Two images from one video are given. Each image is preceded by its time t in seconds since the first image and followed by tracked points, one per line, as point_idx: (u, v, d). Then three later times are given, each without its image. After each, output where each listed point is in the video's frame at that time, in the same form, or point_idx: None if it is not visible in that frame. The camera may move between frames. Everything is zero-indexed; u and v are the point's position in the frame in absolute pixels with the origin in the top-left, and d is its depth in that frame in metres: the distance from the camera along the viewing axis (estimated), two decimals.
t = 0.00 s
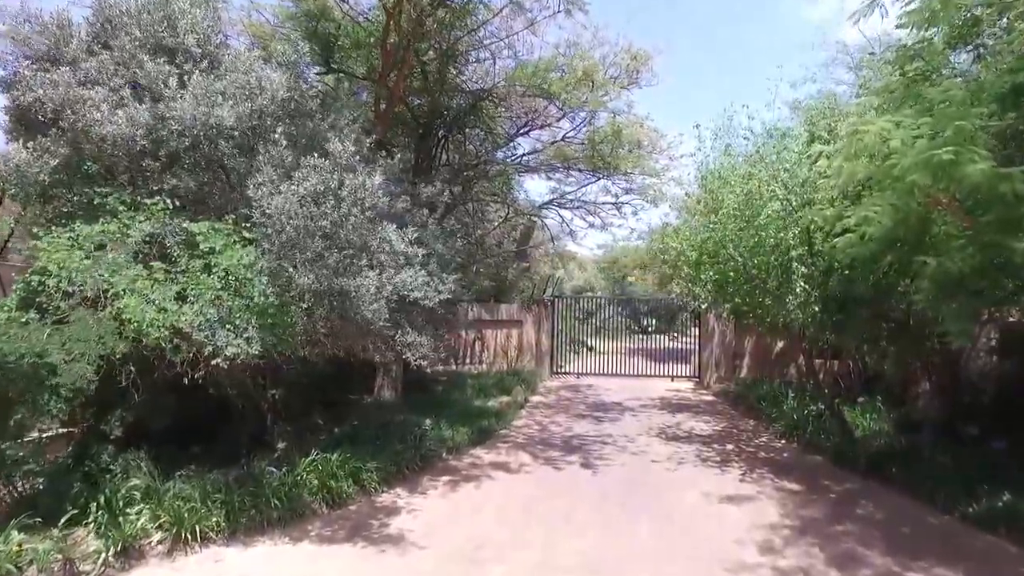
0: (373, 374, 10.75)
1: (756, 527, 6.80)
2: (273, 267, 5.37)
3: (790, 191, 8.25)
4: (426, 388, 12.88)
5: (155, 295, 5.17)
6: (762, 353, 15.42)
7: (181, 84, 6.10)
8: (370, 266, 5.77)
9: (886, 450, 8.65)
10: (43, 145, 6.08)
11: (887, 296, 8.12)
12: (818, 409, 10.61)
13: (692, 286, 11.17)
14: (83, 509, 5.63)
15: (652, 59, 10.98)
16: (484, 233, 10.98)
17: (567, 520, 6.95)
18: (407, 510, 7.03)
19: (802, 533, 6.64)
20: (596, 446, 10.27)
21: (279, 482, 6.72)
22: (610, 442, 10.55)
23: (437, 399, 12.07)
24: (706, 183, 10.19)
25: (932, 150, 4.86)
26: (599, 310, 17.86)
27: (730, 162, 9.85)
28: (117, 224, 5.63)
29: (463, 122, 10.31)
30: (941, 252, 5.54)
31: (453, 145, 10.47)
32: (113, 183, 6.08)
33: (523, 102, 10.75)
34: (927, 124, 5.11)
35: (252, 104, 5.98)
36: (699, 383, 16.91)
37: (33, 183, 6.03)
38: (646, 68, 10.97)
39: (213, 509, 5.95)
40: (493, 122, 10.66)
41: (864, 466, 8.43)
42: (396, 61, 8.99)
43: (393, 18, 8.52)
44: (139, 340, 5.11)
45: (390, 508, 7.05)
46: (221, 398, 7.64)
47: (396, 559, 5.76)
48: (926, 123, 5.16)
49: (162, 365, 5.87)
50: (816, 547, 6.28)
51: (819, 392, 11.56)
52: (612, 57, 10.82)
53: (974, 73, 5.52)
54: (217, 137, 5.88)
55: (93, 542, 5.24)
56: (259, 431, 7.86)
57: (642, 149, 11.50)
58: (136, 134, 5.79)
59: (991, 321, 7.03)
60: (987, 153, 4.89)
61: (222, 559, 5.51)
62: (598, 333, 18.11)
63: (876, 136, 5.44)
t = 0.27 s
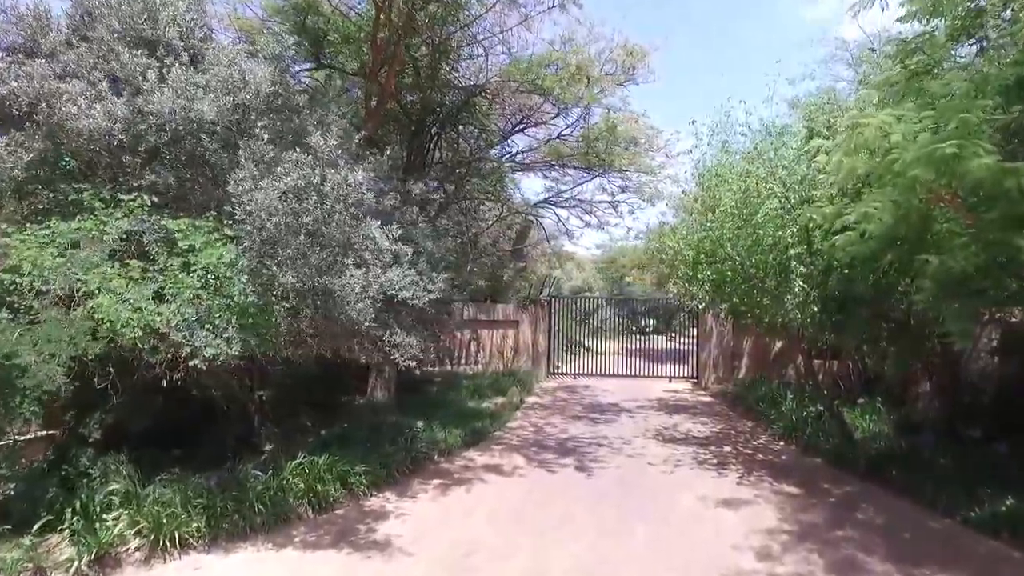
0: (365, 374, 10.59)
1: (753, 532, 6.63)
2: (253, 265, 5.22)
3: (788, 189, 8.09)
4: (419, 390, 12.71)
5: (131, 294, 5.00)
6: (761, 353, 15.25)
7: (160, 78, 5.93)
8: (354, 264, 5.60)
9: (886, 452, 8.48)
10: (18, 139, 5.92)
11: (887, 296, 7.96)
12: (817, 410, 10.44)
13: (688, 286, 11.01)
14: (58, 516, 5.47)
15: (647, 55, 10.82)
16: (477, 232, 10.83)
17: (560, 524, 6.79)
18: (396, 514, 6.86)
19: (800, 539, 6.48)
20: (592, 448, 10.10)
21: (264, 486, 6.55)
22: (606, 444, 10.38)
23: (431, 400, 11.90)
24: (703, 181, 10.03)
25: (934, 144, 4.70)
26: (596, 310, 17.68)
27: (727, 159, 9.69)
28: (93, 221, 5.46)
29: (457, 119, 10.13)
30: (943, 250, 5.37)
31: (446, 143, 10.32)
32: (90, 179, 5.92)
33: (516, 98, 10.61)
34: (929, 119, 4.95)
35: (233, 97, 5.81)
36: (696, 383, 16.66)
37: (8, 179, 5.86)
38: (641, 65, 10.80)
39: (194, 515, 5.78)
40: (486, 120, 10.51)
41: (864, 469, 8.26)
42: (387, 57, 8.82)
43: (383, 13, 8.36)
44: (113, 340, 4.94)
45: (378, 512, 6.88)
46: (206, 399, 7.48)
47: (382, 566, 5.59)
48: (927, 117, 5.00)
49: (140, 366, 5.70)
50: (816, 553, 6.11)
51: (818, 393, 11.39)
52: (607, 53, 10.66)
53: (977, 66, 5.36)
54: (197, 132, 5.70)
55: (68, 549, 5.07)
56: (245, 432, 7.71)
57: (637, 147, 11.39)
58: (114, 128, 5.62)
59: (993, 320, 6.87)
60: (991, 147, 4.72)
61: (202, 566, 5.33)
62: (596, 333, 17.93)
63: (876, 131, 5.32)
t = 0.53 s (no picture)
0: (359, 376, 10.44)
1: (751, 538, 6.46)
2: (232, 264, 5.04)
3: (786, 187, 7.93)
4: (414, 392, 12.54)
5: (106, 295, 4.84)
6: (761, 354, 15.07)
7: (140, 71, 5.76)
8: (338, 263, 5.42)
9: (887, 455, 8.31)
10: None
11: (887, 296, 7.78)
12: (817, 412, 10.26)
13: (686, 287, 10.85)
14: (31, 526, 5.31)
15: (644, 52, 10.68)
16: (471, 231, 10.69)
17: (552, 530, 6.61)
18: (384, 520, 6.68)
19: (799, 545, 6.30)
20: (588, 451, 9.93)
21: (249, 491, 6.37)
22: (602, 447, 10.20)
23: (425, 402, 11.74)
24: (700, 180, 9.86)
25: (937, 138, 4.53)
26: (594, 311, 17.51)
27: (725, 157, 9.53)
28: (69, 219, 5.30)
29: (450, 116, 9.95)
30: (945, 250, 5.19)
31: (439, 141, 10.20)
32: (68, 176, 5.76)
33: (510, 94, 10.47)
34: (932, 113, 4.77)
35: (214, 91, 5.65)
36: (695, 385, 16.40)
37: None
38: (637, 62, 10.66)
39: (175, 522, 5.61)
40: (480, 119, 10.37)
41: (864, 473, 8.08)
42: (378, 53, 8.67)
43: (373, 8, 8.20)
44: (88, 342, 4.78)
45: (366, 518, 6.70)
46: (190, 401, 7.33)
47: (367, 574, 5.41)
48: (930, 111, 4.83)
49: (119, 369, 5.53)
50: (815, 561, 5.93)
51: (817, 395, 11.21)
52: (603, 49, 10.49)
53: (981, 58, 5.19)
54: (177, 127, 5.54)
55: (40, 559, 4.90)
56: (230, 435, 7.54)
57: (632, 145, 11.27)
58: (91, 124, 5.46)
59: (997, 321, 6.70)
60: (996, 142, 4.56)
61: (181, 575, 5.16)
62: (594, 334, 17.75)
63: (877, 125, 5.15)
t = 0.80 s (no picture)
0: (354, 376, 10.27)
1: (753, 545, 6.27)
2: (215, 262, 4.87)
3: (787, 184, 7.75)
4: (410, 392, 12.36)
5: (83, 293, 4.67)
6: (762, 354, 14.90)
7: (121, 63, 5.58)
8: (326, 261, 5.24)
9: (892, 459, 8.12)
10: None
11: (892, 296, 7.60)
12: (819, 414, 10.07)
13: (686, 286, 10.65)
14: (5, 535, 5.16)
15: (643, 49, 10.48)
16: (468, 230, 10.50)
17: (548, 535, 6.43)
18: (375, 526, 6.50)
19: (802, 552, 6.11)
20: (586, 453, 9.74)
21: (236, 496, 6.19)
22: (600, 449, 10.02)
23: (421, 403, 11.56)
24: (700, 178, 9.69)
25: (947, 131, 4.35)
26: (594, 310, 17.34)
27: (726, 154, 9.35)
28: (47, 214, 5.12)
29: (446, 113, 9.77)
30: (953, 247, 5.02)
31: (435, 138, 10.01)
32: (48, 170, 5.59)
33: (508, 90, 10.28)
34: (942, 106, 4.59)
35: (197, 84, 5.48)
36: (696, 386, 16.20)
37: None
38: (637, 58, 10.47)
39: (156, 528, 5.43)
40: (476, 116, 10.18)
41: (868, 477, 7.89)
42: (371, 48, 8.48)
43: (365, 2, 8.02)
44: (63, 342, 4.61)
45: (356, 523, 6.52)
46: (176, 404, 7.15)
47: None
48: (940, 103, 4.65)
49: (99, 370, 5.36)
50: (819, 568, 5.74)
51: (820, 396, 11.02)
52: (602, 45, 10.32)
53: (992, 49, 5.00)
54: (159, 120, 5.37)
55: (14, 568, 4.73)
56: (220, 437, 7.35)
57: (633, 142, 11.06)
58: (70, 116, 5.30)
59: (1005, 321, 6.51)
60: (1009, 135, 4.37)
61: None
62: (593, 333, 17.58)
63: (884, 117, 4.96)
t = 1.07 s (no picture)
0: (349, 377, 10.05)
1: (756, 552, 6.06)
2: (195, 258, 4.65)
3: (791, 179, 7.54)
4: (406, 393, 12.14)
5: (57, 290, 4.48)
6: (763, 354, 14.68)
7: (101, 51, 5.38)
8: (312, 257, 5.03)
9: (899, 461, 7.90)
10: None
11: (899, 294, 7.38)
12: (823, 415, 9.86)
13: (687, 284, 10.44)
14: None
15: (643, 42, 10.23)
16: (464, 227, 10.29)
17: (545, 541, 6.21)
18: (366, 531, 6.29)
19: (808, 559, 5.90)
20: (585, 456, 9.53)
21: (221, 501, 5.98)
22: (599, 452, 9.80)
23: (418, 404, 11.34)
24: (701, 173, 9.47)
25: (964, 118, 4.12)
26: (594, 309, 17.11)
27: (727, 149, 9.14)
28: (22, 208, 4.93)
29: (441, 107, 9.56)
30: (966, 243, 4.81)
31: (431, 133, 9.77)
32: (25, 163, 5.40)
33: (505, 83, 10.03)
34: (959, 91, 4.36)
35: (179, 73, 5.28)
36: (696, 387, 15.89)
37: None
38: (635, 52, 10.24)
39: (137, 535, 5.22)
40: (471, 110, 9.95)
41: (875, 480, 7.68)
42: (364, 40, 8.37)
43: None
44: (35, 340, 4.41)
45: (346, 529, 6.30)
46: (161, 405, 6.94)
47: None
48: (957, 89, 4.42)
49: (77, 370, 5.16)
50: None
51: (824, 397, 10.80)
52: (602, 38, 10.05)
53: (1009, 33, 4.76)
54: (139, 110, 5.18)
55: None
56: (208, 441, 7.10)
57: (632, 138, 10.86)
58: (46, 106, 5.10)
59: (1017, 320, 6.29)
60: None
61: None
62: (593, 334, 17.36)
63: (896, 106, 4.73)
